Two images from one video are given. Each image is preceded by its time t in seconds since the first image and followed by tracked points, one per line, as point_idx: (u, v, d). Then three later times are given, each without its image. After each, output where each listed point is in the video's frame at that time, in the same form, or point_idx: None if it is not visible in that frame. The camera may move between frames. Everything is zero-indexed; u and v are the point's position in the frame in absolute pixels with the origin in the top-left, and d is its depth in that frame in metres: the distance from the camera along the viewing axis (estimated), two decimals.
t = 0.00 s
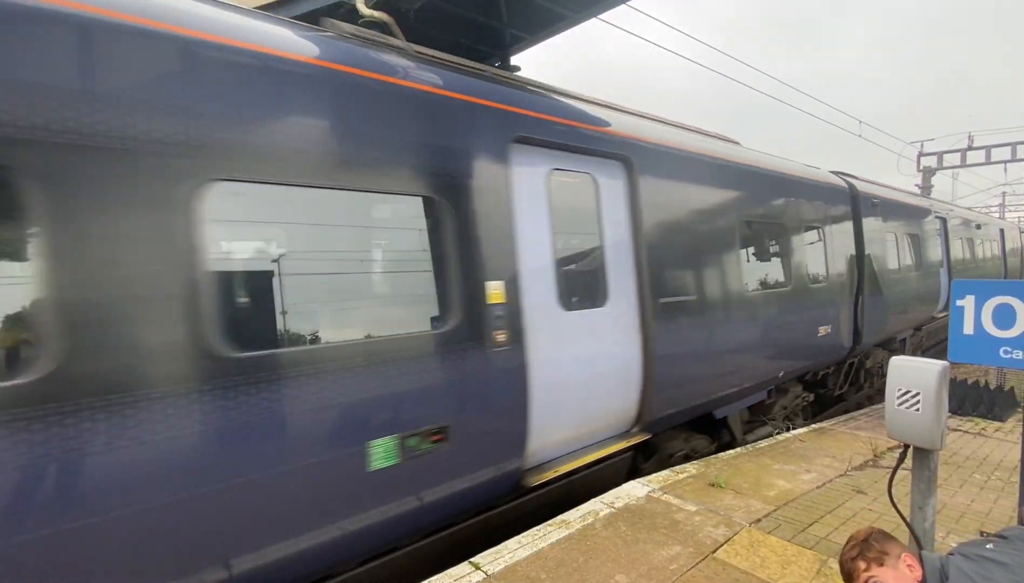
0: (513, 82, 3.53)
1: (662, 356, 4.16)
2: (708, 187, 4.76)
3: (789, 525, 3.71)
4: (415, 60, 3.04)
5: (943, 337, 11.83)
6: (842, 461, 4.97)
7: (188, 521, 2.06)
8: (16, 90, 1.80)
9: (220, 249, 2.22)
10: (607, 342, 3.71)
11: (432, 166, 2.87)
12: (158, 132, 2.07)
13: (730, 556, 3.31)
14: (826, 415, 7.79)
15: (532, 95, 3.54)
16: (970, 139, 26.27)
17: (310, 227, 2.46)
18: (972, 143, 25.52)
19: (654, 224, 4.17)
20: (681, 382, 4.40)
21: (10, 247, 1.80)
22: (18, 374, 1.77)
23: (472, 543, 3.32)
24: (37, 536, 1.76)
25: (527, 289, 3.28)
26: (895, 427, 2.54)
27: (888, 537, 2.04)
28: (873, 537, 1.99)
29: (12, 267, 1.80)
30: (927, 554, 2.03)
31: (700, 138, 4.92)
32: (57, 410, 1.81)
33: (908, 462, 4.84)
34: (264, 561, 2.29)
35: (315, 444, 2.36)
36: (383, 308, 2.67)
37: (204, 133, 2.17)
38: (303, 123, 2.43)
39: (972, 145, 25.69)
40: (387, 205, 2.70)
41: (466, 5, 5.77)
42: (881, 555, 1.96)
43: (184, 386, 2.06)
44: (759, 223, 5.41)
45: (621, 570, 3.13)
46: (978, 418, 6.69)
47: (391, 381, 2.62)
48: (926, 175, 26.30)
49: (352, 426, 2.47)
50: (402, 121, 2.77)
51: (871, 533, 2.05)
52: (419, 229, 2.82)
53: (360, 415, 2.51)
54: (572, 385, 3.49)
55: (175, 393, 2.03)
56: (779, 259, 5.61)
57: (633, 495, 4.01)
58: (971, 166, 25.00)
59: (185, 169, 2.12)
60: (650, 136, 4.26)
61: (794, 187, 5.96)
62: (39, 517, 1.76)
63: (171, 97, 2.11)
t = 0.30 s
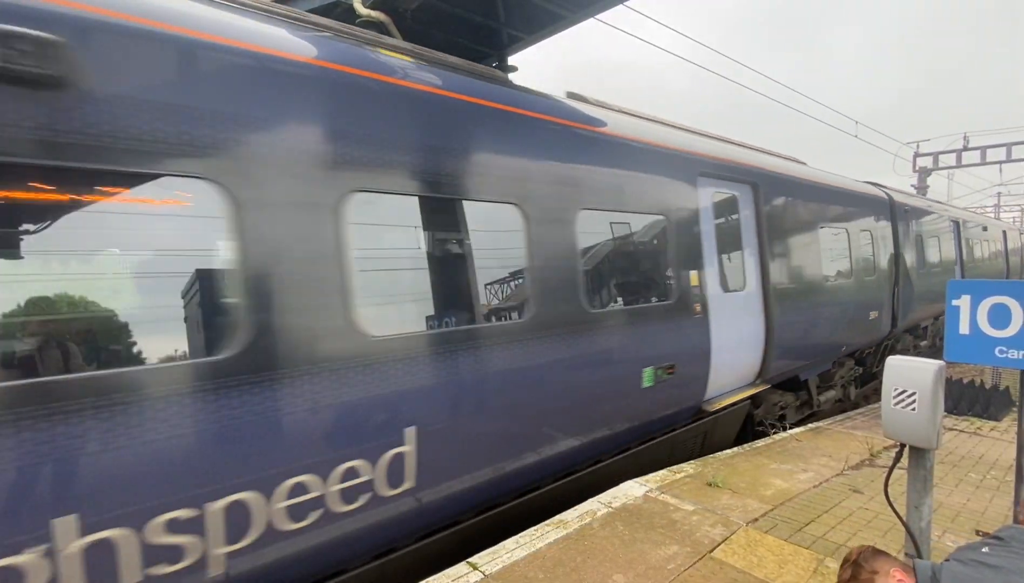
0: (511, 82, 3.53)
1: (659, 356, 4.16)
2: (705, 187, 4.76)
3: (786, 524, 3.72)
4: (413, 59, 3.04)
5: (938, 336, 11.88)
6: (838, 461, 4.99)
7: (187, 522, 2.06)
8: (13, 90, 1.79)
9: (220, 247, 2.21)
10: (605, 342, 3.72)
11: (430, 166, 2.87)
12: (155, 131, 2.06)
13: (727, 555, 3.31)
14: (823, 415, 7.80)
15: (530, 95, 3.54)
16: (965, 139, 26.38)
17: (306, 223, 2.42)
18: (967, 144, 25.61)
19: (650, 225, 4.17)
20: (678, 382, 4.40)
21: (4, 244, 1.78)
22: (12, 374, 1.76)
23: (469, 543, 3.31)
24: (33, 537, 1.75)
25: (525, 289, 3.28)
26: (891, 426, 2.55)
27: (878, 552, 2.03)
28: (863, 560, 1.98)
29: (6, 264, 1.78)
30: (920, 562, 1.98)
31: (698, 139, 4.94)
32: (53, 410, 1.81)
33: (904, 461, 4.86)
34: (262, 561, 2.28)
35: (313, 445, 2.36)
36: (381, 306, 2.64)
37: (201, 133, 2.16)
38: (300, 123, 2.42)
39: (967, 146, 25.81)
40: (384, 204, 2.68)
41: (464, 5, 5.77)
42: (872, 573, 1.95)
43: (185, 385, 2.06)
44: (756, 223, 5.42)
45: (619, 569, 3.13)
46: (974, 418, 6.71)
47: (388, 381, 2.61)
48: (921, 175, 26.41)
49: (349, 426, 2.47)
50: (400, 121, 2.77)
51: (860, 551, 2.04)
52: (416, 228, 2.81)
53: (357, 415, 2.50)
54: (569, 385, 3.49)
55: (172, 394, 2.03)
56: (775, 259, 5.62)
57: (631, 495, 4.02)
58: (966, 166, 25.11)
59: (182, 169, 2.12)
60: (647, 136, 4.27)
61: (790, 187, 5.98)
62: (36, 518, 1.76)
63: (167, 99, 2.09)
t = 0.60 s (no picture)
0: (508, 82, 3.53)
1: (656, 356, 4.17)
2: (702, 187, 4.77)
3: (784, 524, 3.73)
4: (410, 60, 3.04)
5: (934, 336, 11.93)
6: (835, 460, 5.00)
7: (185, 522, 2.05)
8: (10, 91, 1.78)
9: (218, 248, 2.21)
10: (602, 342, 3.72)
11: (427, 167, 2.86)
12: (153, 132, 2.06)
13: (725, 555, 3.32)
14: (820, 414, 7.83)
15: (527, 95, 3.54)
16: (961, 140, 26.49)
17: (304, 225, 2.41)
18: (963, 144, 25.72)
19: (647, 225, 4.18)
20: (676, 382, 4.41)
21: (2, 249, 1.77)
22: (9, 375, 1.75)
23: (467, 543, 3.32)
24: (30, 538, 1.75)
25: (522, 289, 3.28)
26: (888, 426, 2.56)
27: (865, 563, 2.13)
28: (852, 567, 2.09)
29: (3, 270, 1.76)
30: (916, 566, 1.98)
31: (695, 139, 4.95)
32: (50, 410, 1.80)
33: (901, 461, 4.88)
34: (259, 562, 2.28)
35: (311, 444, 2.36)
36: (379, 308, 2.64)
37: (199, 134, 2.16)
38: (298, 124, 2.42)
39: (963, 146, 25.92)
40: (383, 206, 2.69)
41: (461, 5, 5.76)
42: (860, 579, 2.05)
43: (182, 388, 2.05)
44: (753, 224, 5.43)
45: (617, 569, 3.14)
46: (970, 417, 6.72)
47: (386, 381, 2.61)
48: (918, 175, 26.50)
49: (347, 426, 2.47)
50: (397, 122, 2.77)
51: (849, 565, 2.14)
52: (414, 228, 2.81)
53: (355, 415, 2.50)
54: (567, 385, 3.50)
55: (170, 395, 2.02)
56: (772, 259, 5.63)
57: (628, 495, 4.02)
58: (962, 167, 25.21)
59: (181, 171, 2.12)
60: (643, 136, 4.27)
61: (787, 187, 6.00)
62: (32, 520, 1.75)
63: (164, 100, 2.09)
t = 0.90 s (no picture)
0: (505, 83, 3.53)
1: (653, 356, 4.18)
2: (699, 188, 4.78)
3: (780, 523, 3.74)
4: (407, 61, 3.03)
5: (930, 336, 11.98)
6: (832, 460, 5.02)
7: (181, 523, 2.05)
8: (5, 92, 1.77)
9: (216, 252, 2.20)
10: (599, 342, 3.73)
11: (424, 167, 2.86)
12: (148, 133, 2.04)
13: (722, 555, 3.33)
14: (817, 413, 7.85)
15: (524, 96, 3.54)
16: (956, 140, 26.61)
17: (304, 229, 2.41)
18: (958, 145, 25.86)
19: (645, 226, 4.19)
20: (672, 382, 4.42)
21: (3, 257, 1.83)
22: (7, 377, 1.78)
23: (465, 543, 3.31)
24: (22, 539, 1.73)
25: (520, 291, 3.27)
26: (884, 426, 2.57)
27: (868, 554, 2.05)
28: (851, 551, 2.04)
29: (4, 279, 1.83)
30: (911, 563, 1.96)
31: (692, 140, 4.96)
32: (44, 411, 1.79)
33: (897, 460, 4.90)
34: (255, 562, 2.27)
35: (306, 446, 2.35)
36: (376, 311, 2.64)
37: (196, 135, 2.15)
38: (294, 125, 2.41)
39: (959, 147, 26.04)
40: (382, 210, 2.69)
41: (458, 5, 5.75)
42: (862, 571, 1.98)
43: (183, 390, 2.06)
44: (750, 224, 5.44)
45: (614, 569, 3.14)
46: (965, 417, 6.74)
47: (383, 382, 2.61)
48: (913, 176, 26.62)
49: (344, 426, 2.47)
50: (394, 122, 2.76)
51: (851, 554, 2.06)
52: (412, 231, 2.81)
53: (353, 417, 2.50)
54: (564, 385, 3.50)
55: (167, 396, 2.02)
56: (769, 260, 5.65)
57: (626, 495, 4.03)
58: (958, 167, 25.32)
59: (178, 171, 2.11)
60: (640, 137, 4.27)
61: (784, 188, 6.01)
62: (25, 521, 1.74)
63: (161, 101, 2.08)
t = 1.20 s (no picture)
0: (502, 84, 3.53)
1: (651, 356, 4.19)
2: (696, 189, 4.79)
3: (777, 523, 3.75)
4: (404, 61, 3.03)
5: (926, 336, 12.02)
6: (828, 459, 5.04)
7: (180, 523, 2.05)
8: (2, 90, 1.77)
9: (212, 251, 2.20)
10: (597, 341, 3.73)
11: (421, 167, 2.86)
12: (144, 132, 2.04)
13: (720, 554, 3.33)
14: (814, 413, 7.87)
15: (521, 97, 3.55)
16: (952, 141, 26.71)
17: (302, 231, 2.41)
18: (954, 146, 25.97)
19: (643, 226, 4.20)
20: (669, 382, 4.43)
21: None
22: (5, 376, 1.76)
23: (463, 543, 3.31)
24: (18, 539, 1.72)
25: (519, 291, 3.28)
26: (881, 426, 2.58)
27: (865, 542, 2.11)
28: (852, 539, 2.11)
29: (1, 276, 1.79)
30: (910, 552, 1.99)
31: (689, 140, 4.97)
32: (41, 410, 1.79)
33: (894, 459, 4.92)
34: (252, 562, 2.27)
35: (303, 445, 2.35)
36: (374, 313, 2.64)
37: (191, 134, 2.14)
38: (289, 125, 2.41)
39: (954, 147, 26.14)
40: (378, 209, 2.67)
41: (456, 5, 5.76)
42: (860, 555, 2.03)
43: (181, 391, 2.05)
44: (747, 224, 5.46)
45: (611, 569, 3.14)
46: (961, 417, 6.77)
47: (381, 382, 2.61)
48: (909, 176, 26.71)
49: (341, 426, 2.46)
50: (391, 122, 2.76)
51: (848, 542, 2.13)
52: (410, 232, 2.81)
53: (351, 418, 2.50)
54: (562, 385, 3.51)
55: (164, 396, 2.01)
56: (766, 260, 5.67)
57: (623, 495, 4.03)
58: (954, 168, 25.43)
59: (175, 171, 2.10)
60: (638, 138, 4.29)
61: (780, 188, 6.03)
62: (21, 521, 1.73)
63: (157, 101, 2.08)
